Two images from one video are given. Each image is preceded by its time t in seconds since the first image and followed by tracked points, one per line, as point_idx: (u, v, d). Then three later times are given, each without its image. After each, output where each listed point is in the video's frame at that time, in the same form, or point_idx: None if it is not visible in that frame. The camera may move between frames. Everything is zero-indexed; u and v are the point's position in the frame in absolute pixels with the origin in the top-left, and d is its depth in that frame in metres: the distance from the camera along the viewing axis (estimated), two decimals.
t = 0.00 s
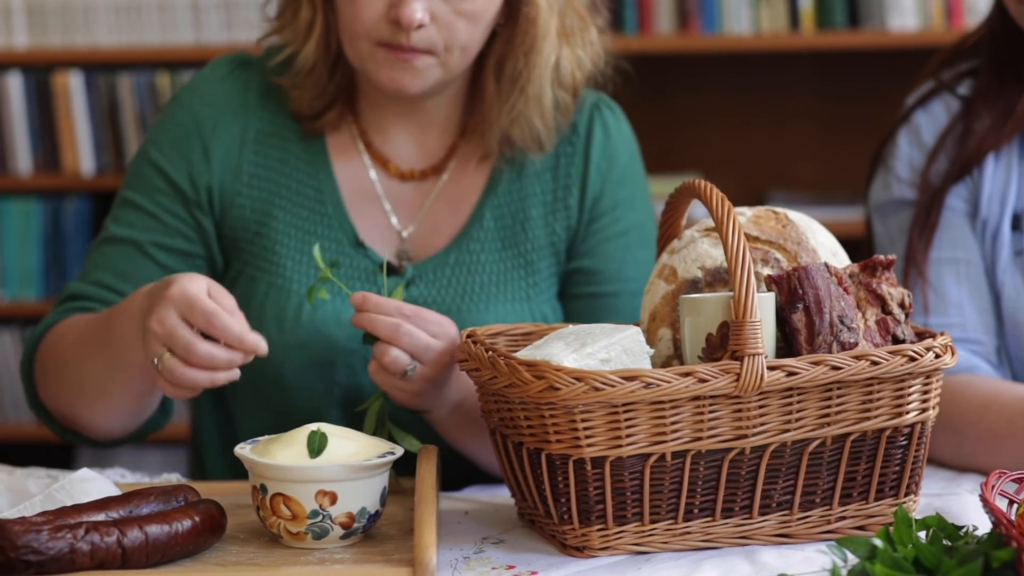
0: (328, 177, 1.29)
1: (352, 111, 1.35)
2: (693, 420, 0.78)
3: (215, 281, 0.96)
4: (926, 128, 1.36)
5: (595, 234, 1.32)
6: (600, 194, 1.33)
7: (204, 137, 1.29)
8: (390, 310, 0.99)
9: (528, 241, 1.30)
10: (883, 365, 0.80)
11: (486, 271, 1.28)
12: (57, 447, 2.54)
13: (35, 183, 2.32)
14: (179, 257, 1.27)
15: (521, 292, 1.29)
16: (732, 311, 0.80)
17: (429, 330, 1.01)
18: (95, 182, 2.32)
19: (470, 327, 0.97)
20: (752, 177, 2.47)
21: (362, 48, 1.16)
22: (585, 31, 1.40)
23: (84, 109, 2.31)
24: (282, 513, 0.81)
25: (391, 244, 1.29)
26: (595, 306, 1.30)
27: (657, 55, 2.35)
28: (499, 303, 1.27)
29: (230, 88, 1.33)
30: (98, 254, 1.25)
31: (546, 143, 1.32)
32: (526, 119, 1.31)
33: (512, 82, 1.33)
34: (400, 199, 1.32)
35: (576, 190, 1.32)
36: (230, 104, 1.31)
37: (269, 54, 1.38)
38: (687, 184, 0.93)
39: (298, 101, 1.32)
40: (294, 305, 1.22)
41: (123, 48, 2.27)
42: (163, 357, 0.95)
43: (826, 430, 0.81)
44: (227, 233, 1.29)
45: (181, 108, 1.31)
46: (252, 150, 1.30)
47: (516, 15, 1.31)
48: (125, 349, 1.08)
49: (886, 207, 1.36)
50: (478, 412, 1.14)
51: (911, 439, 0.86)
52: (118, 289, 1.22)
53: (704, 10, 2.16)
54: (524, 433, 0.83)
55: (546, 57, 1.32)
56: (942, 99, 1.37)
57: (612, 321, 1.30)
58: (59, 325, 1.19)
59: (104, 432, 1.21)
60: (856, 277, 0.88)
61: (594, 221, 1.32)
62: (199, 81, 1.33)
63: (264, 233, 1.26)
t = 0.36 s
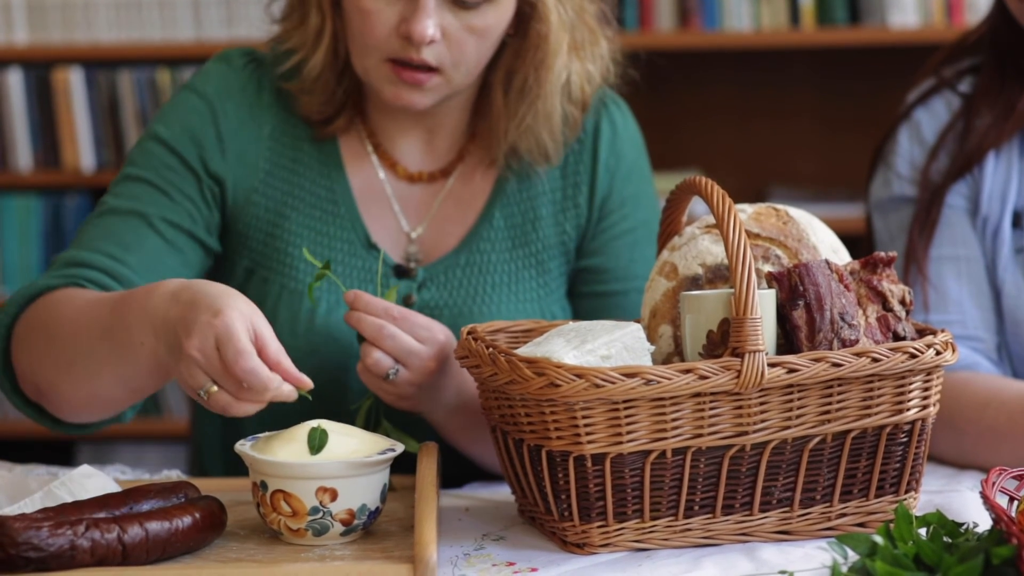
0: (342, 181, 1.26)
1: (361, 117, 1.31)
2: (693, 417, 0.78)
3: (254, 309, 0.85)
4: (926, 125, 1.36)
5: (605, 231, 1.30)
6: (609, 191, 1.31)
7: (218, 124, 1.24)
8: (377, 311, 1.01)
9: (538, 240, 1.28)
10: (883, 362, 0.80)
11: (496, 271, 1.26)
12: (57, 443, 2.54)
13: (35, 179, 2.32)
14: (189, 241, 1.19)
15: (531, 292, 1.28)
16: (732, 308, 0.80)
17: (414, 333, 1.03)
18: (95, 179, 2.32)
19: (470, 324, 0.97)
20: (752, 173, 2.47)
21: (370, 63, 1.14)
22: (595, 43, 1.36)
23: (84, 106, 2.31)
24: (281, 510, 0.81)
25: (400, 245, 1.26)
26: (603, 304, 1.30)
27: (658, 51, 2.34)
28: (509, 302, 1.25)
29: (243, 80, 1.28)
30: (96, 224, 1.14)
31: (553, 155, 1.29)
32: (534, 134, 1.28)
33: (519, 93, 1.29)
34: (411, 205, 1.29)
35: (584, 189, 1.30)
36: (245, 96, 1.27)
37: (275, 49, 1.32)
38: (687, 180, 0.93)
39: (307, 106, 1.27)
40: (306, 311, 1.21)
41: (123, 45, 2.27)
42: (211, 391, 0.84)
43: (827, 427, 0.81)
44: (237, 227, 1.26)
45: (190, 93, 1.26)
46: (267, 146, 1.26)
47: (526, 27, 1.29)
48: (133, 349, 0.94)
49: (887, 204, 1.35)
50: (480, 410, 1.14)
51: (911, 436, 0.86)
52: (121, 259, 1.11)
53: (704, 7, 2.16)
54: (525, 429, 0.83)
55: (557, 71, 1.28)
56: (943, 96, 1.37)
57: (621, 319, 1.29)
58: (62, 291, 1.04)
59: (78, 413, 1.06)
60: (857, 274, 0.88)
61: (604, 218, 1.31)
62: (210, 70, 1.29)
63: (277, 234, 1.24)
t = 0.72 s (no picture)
0: (345, 194, 1.25)
1: (365, 131, 1.30)
2: (691, 418, 0.79)
3: (263, 331, 0.85)
4: (924, 126, 1.36)
5: (606, 236, 1.30)
6: (610, 196, 1.30)
7: (223, 125, 1.23)
8: (380, 306, 1.01)
9: (539, 246, 1.28)
10: (881, 363, 0.80)
11: (498, 278, 1.26)
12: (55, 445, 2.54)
13: (34, 182, 2.32)
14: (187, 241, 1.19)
15: (533, 298, 1.27)
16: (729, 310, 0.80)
17: (415, 330, 1.03)
18: (94, 180, 2.32)
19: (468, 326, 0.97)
20: (750, 174, 2.47)
21: (377, 79, 1.13)
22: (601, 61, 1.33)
23: (83, 108, 2.31)
24: (280, 511, 0.81)
25: (402, 256, 1.26)
26: (604, 308, 1.30)
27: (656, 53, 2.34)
28: (510, 308, 1.25)
29: (248, 83, 1.28)
30: (95, 217, 1.13)
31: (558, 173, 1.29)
32: (538, 150, 1.27)
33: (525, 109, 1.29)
34: (412, 215, 1.29)
35: (585, 194, 1.30)
36: (251, 100, 1.27)
37: (282, 63, 1.29)
38: (684, 182, 0.93)
39: (313, 117, 1.26)
40: (308, 318, 1.21)
41: (121, 47, 2.27)
42: (221, 416, 0.83)
43: (825, 428, 0.81)
44: (238, 232, 1.25)
45: (195, 92, 1.25)
46: (270, 151, 1.26)
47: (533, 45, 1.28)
48: (131, 358, 0.93)
49: (885, 204, 1.36)
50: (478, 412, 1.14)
51: (909, 436, 0.86)
52: (117, 253, 1.10)
53: (702, 8, 2.16)
54: (523, 431, 0.83)
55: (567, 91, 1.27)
56: (941, 97, 1.37)
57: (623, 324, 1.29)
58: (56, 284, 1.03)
59: (65, 407, 1.06)
60: (855, 275, 0.88)
61: (604, 222, 1.30)
62: (215, 72, 1.28)
63: (278, 242, 1.24)
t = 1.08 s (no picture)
0: (345, 192, 1.25)
1: (364, 128, 1.30)
2: (690, 413, 0.78)
3: (260, 329, 0.85)
4: (924, 122, 1.36)
5: (604, 233, 1.30)
6: (609, 193, 1.30)
7: (223, 122, 1.23)
8: (380, 300, 1.01)
9: (537, 242, 1.28)
10: (880, 359, 0.80)
11: (496, 274, 1.26)
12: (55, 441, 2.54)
13: (33, 178, 2.32)
14: (185, 238, 1.19)
15: (532, 294, 1.27)
16: (728, 306, 0.80)
17: (415, 324, 1.03)
18: (93, 176, 2.32)
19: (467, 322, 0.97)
20: (750, 170, 2.47)
21: (376, 79, 1.13)
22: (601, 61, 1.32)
23: (82, 104, 2.30)
24: (279, 507, 0.81)
25: (400, 253, 1.26)
26: (603, 305, 1.30)
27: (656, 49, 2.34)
28: (509, 304, 1.25)
29: (248, 80, 1.28)
30: (93, 213, 1.13)
31: (557, 171, 1.28)
32: (537, 148, 1.27)
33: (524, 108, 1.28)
34: (410, 211, 1.29)
35: (584, 190, 1.30)
36: (251, 97, 1.26)
37: (280, 62, 1.29)
38: (683, 177, 0.93)
39: (312, 115, 1.26)
40: (307, 315, 1.21)
41: (121, 43, 2.27)
42: (222, 416, 0.84)
43: (824, 423, 0.81)
44: (237, 229, 1.25)
45: (195, 89, 1.25)
46: (270, 148, 1.26)
47: (533, 44, 1.27)
48: (126, 354, 0.93)
49: (885, 200, 1.36)
50: (478, 409, 1.13)
51: (908, 432, 0.86)
52: (117, 249, 1.10)
53: (701, 4, 2.16)
54: (522, 427, 0.83)
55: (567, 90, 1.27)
56: (941, 93, 1.37)
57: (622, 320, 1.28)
58: (54, 280, 1.03)
59: (62, 403, 1.06)
60: (854, 271, 0.88)
61: (603, 219, 1.30)
62: (216, 69, 1.28)
63: (277, 239, 1.24)
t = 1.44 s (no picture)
0: (345, 190, 1.25)
1: (365, 124, 1.30)
2: (691, 410, 0.78)
3: (258, 327, 0.85)
4: (926, 119, 1.36)
5: (605, 229, 1.30)
6: (610, 189, 1.30)
7: (223, 119, 1.23)
8: (382, 293, 1.01)
9: (538, 239, 1.28)
10: (881, 355, 0.80)
11: (497, 271, 1.26)
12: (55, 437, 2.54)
13: (33, 174, 2.32)
14: (185, 235, 1.19)
15: (533, 291, 1.27)
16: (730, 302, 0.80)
17: (416, 318, 1.03)
18: (94, 173, 2.32)
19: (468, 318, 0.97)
20: (750, 167, 2.47)
21: (378, 76, 1.12)
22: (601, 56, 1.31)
23: (82, 100, 2.30)
24: (280, 504, 0.81)
25: (401, 250, 1.26)
26: (604, 302, 1.30)
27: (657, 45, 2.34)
28: (509, 301, 1.25)
29: (249, 77, 1.28)
30: (94, 210, 1.13)
31: (557, 168, 1.28)
32: (538, 145, 1.27)
33: (525, 105, 1.28)
34: (410, 208, 1.29)
35: (584, 187, 1.30)
36: (252, 95, 1.26)
37: (281, 59, 1.28)
38: (684, 174, 0.93)
39: (313, 112, 1.26)
40: (308, 313, 1.20)
41: (121, 39, 2.26)
42: (221, 416, 0.84)
43: (824, 420, 0.81)
44: (237, 227, 1.25)
45: (196, 86, 1.25)
46: (270, 146, 1.25)
47: (533, 40, 1.27)
48: (125, 352, 0.93)
49: (885, 196, 1.36)
50: (478, 405, 1.13)
51: (909, 428, 0.86)
52: (118, 246, 1.10)
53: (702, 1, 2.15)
54: (522, 423, 0.83)
55: (568, 88, 1.26)
56: (942, 89, 1.37)
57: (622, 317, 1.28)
58: (53, 277, 1.03)
59: (63, 401, 1.06)
60: (855, 267, 0.88)
61: (603, 216, 1.30)
62: (216, 66, 1.28)
63: (277, 237, 1.23)
